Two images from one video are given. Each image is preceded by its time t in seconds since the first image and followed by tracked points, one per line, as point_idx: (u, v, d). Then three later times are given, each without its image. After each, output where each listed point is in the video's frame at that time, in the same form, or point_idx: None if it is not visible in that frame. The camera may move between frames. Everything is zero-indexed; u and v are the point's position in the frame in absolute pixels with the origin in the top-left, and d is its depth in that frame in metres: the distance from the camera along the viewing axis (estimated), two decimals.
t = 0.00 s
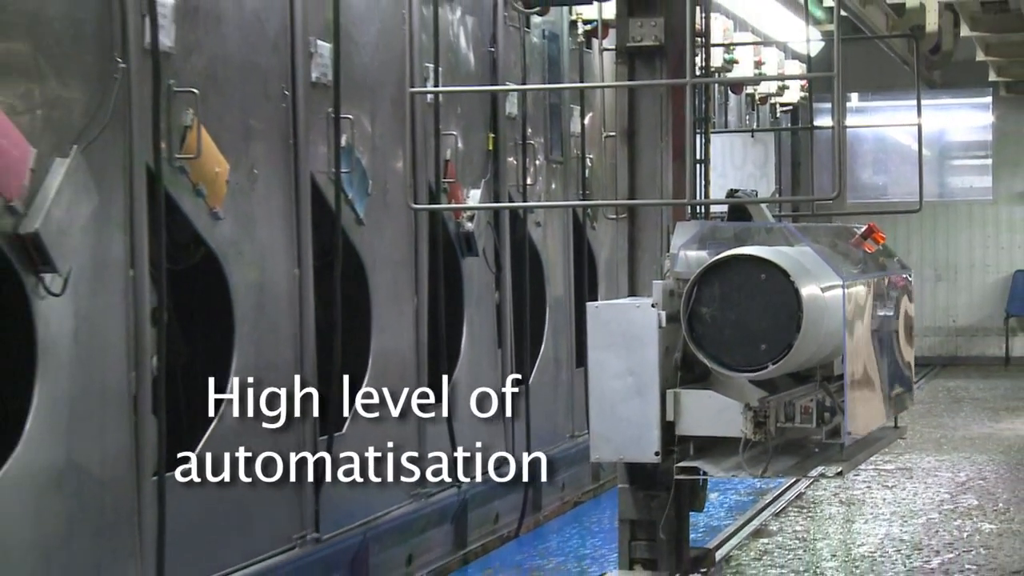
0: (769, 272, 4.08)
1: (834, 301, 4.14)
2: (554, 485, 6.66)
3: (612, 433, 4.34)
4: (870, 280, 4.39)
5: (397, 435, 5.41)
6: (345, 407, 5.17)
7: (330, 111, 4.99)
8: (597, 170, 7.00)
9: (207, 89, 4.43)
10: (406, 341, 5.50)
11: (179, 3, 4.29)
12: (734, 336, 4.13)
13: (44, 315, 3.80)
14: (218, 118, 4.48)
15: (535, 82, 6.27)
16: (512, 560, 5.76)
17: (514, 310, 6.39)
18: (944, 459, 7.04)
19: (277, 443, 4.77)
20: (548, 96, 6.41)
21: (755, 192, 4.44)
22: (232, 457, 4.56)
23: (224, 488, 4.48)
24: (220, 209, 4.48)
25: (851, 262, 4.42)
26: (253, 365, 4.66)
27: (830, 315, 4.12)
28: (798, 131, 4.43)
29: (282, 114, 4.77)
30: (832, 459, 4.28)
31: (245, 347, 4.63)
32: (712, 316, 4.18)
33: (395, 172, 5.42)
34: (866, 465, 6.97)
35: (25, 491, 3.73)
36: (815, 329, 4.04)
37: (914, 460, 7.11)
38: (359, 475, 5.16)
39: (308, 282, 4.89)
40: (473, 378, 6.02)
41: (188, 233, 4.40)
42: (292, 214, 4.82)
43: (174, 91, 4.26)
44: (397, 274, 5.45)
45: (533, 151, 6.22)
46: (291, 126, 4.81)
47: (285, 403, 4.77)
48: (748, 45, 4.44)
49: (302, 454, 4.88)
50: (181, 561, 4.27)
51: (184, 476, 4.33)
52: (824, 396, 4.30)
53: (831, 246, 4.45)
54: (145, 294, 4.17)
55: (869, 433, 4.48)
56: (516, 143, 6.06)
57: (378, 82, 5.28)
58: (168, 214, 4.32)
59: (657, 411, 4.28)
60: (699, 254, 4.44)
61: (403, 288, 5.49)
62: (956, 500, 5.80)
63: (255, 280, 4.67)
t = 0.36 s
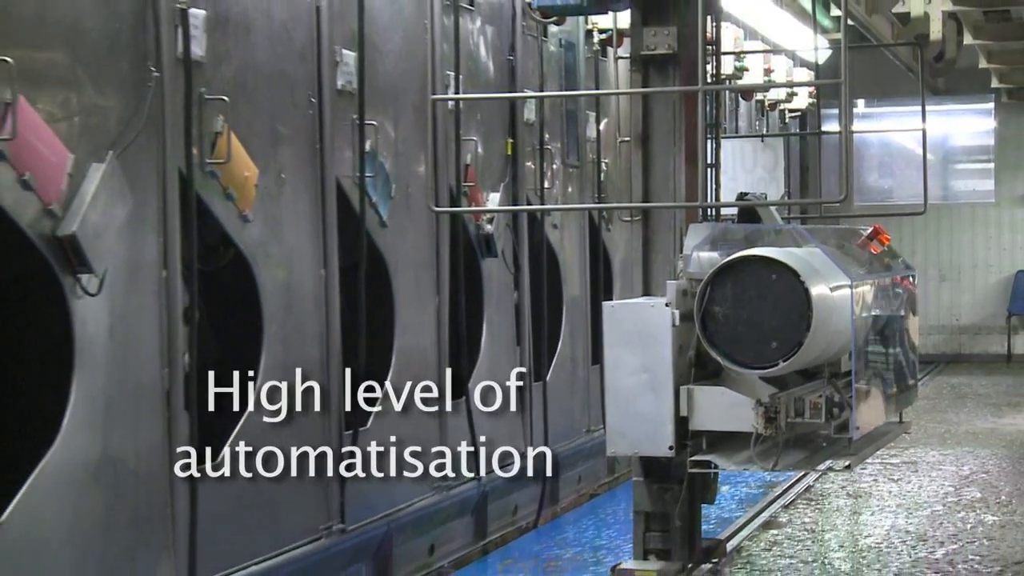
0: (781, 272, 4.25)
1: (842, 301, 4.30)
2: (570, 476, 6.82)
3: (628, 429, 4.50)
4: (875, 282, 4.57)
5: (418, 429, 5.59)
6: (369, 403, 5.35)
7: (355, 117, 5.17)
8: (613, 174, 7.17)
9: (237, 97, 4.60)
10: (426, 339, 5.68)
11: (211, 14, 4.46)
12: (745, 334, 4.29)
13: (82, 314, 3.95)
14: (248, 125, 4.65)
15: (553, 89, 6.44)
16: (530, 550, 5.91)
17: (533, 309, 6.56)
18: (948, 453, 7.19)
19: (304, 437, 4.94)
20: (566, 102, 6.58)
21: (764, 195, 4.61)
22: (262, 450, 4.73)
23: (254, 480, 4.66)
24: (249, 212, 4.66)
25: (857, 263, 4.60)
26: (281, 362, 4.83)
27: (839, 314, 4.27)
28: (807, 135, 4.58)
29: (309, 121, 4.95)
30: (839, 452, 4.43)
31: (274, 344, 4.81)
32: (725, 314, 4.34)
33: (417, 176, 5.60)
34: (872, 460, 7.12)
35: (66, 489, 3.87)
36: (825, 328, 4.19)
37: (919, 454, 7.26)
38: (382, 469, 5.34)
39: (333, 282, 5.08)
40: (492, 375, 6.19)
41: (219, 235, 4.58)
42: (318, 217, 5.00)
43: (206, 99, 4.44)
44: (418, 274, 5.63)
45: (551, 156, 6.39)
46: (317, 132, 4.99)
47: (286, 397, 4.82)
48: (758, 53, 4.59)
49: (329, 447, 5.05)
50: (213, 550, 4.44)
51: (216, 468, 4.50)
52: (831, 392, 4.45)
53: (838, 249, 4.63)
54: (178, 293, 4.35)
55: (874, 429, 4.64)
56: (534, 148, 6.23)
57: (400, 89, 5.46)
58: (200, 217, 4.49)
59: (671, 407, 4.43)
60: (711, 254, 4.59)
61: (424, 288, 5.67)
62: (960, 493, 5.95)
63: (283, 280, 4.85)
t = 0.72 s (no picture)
0: (792, 272, 4.41)
1: (851, 300, 4.46)
2: (588, 469, 7.00)
3: (643, 424, 4.67)
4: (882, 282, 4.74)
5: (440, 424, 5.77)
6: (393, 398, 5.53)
7: (380, 123, 5.36)
8: (629, 178, 7.35)
9: (268, 105, 4.79)
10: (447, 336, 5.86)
11: (242, 25, 4.65)
12: (758, 332, 4.45)
13: (118, 312, 4.13)
14: (278, 131, 4.83)
15: (570, 95, 6.62)
16: (549, 541, 6.08)
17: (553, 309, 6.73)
18: (954, 447, 7.35)
19: (330, 431, 5.12)
20: (584, 108, 6.76)
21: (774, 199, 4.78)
22: (292, 443, 4.92)
23: (283, 473, 4.84)
24: (279, 215, 4.84)
25: (864, 264, 4.77)
26: (309, 358, 5.02)
27: (848, 312, 4.44)
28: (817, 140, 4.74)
29: (335, 127, 5.13)
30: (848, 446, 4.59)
31: (302, 341, 4.99)
32: (738, 314, 4.50)
33: (440, 180, 5.79)
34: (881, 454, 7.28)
35: (104, 483, 4.04)
36: (835, 326, 4.36)
37: (926, 448, 7.42)
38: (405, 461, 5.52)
39: (359, 281, 5.26)
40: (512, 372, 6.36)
41: (250, 236, 4.76)
42: (344, 219, 5.19)
43: (237, 106, 4.62)
44: (440, 274, 5.81)
45: (569, 160, 6.57)
46: (344, 138, 5.18)
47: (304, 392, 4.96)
48: (769, 61, 4.76)
49: (355, 441, 5.24)
50: (246, 540, 4.63)
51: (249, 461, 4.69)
52: (841, 389, 4.61)
53: (847, 250, 4.80)
54: (211, 293, 4.53)
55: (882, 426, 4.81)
56: (553, 152, 6.40)
57: (421, 96, 5.64)
58: (231, 220, 4.68)
59: (685, 403, 4.60)
60: (724, 257, 4.77)
61: (446, 287, 5.85)
62: (965, 485, 6.11)
63: (311, 279, 5.03)
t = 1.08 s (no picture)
0: (803, 272, 4.61)
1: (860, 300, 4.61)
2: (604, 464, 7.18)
3: (660, 417, 4.92)
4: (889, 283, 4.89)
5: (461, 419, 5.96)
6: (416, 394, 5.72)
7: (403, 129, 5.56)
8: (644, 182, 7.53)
9: (297, 112, 4.97)
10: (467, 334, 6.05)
11: (272, 35, 4.84)
12: (770, 331, 4.66)
13: (152, 312, 4.33)
14: (306, 137, 5.02)
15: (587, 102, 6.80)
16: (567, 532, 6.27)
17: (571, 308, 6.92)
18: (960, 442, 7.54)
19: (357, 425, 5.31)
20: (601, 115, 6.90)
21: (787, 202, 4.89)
22: (319, 437, 5.11)
23: (311, 465, 5.03)
24: (306, 216, 5.06)
25: (871, 265, 4.93)
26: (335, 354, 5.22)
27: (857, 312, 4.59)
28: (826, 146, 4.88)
29: (360, 132, 5.33)
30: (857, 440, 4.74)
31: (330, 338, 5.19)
32: (751, 313, 4.72)
33: (461, 184, 5.98)
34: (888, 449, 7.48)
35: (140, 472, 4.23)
36: (844, 325, 4.51)
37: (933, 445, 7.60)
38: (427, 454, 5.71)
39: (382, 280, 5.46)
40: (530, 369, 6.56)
41: (279, 238, 4.95)
42: (369, 221, 5.38)
43: (268, 113, 4.81)
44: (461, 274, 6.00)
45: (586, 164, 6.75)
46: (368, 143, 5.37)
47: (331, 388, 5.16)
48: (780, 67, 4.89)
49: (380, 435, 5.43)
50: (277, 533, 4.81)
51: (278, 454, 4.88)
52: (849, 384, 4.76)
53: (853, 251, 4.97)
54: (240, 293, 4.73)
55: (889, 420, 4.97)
56: (571, 159, 6.69)
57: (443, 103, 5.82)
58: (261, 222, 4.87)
59: (700, 398, 4.84)
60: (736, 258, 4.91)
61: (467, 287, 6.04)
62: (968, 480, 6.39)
63: (337, 279, 5.24)
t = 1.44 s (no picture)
0: (811, 274, 4.85)
1: (863, 297, 4.95)
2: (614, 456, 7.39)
3: (670, 415, 4.86)
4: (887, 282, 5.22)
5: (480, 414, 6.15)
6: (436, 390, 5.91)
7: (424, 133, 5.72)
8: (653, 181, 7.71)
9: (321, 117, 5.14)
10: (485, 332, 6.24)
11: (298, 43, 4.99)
12: (778, 328, 4.86)
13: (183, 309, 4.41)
14: (330, 141, 5.19)
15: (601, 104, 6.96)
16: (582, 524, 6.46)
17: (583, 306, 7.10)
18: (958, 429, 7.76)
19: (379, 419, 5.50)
20: (613, 118, 7.02)
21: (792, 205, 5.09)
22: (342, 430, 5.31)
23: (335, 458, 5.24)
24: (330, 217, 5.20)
25: (871, 262, 5.23)
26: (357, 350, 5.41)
27: (859, 308, 4.93)
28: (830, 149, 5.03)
29: (383, 137, 5.49)
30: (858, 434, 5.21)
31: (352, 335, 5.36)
32: (758, 311, 4.88)
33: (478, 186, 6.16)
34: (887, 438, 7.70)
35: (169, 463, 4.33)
36: (848, 320, 4.85)
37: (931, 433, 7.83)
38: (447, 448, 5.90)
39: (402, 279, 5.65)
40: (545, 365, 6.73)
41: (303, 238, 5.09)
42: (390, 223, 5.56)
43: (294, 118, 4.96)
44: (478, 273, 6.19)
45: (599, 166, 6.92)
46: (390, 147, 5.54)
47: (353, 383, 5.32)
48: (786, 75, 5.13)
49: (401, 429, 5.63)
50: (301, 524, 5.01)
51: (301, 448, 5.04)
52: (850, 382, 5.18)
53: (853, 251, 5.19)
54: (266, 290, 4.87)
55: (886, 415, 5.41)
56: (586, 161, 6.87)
57: (462, 107, 5.98)
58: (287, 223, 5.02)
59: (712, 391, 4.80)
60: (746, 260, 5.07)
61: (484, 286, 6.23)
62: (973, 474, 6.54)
63: (360, 278, 5.42)
